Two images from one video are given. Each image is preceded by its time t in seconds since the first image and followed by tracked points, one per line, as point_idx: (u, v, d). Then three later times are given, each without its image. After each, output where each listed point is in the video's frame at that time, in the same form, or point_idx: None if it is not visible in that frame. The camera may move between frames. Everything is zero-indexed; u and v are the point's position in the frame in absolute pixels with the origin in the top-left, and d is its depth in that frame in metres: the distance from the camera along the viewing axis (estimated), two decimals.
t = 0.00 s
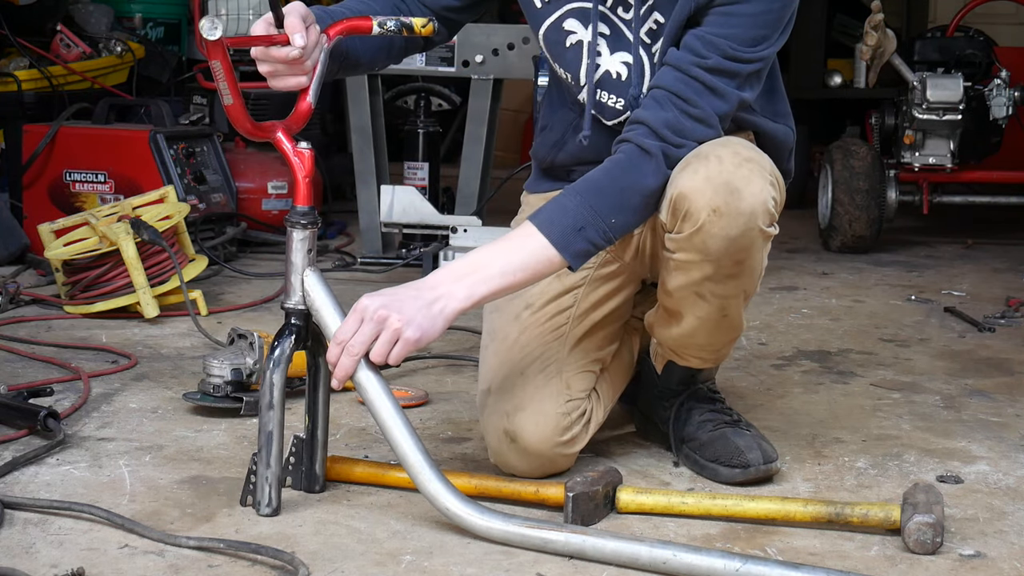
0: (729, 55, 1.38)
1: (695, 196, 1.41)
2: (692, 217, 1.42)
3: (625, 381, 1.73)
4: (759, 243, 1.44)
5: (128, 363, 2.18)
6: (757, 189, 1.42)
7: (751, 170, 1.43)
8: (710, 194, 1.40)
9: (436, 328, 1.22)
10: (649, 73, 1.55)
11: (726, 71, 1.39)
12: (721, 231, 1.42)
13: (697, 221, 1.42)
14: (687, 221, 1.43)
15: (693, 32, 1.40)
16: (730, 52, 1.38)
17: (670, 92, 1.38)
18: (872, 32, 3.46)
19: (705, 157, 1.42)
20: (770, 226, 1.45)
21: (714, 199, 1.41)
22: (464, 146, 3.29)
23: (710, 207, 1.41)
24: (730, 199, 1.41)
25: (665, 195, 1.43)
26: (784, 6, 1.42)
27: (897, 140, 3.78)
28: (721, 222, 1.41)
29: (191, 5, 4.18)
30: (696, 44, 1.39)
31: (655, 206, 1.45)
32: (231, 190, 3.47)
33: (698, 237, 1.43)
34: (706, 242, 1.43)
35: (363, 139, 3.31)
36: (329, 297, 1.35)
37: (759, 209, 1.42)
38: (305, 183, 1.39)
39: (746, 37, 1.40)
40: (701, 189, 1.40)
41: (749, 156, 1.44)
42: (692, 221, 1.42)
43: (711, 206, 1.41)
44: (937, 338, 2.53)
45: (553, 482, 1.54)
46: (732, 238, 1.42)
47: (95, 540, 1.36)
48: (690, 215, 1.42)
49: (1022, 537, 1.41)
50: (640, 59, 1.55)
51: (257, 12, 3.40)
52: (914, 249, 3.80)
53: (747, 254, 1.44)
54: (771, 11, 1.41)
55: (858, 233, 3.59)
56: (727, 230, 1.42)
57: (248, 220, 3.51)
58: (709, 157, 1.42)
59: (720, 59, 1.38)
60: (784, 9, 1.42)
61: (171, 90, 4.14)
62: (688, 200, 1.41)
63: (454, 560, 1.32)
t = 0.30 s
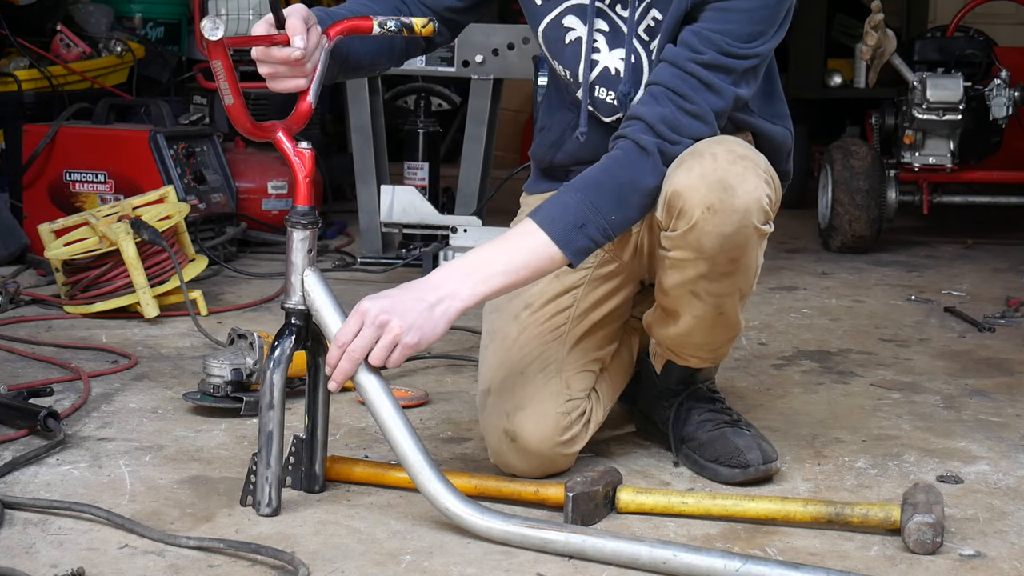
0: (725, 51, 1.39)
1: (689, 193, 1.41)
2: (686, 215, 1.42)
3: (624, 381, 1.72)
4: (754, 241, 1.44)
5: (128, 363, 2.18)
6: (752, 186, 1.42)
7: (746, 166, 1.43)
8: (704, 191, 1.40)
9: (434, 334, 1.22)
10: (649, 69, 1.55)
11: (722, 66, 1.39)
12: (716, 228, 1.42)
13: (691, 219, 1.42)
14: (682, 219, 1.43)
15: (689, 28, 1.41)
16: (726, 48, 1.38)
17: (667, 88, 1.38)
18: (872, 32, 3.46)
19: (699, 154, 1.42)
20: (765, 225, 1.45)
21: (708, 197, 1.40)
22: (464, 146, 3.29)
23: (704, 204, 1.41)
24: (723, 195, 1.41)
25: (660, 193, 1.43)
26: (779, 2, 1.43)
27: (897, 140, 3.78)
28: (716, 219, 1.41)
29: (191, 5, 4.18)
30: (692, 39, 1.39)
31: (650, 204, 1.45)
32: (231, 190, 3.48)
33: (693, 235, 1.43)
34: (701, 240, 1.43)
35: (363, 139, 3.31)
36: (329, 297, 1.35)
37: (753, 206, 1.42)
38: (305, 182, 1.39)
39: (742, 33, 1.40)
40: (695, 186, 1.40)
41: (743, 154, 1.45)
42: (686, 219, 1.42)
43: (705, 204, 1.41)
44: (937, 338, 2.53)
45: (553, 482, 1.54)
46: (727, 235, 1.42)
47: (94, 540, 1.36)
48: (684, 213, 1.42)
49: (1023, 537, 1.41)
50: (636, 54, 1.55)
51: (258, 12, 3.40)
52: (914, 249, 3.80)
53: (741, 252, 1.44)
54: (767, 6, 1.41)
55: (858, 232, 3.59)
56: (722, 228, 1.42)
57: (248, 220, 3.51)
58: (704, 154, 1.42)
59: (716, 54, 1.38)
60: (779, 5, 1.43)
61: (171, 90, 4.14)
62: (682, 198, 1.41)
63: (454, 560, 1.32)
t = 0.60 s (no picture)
0: (728, 49, 1.39)
1: (692, 195, 1.41)
2: (690, 216, 1.42)
3: (625, 381, 1.72)
4: (757, 243, 1.44)
5: (127, 363, 2.18)
6: (755, 189, 1.42)
7: (749, 169, 1.43)
8: (708, 193, 1.40)
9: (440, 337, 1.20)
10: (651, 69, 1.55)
11: (725, 65, 1.39)
12: (719, 230, 1.42)
13: (694, 220, 1.42)
14: (684, 220, 1.43)
15: (693, 27, 1.41)
16: (729, 47, 1.38)
17: (671, 87, 1.38)
18: (872, 32, 3.46)
19: (704, 156, 1.42)
20: (768, 227, 1.45)
21: (711, 199, 1.41)
22: (464, 146, 3.29)
23: (707, 206, 1.41)
24: (727, 198, 1.41)
25: (664, 194, 1.43)
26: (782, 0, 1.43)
27: (897, 140, 3.78)
28: (719, 221, 1.41)
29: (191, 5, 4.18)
30: (695, 38, 1.39)
31: (654, 205, 1.45)
32: (231, 190, 3.48)
33: (696, 237, 1.43)
34: (703, 241, 1.43)
35: (363, 139, 3.31)
36: (329, 297, 1.35)
37: (757, 209, 1.42)
38: (305, 182, 1.39)
39: (745, 32, 1.40)
40: (699, 188, 1.41)
41: (747, 156, 1.45)
42: (689, 220, 1.43)
43: (708, 205, 1.41)
44: (937, 338, 2.53)
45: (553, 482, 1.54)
46: (729, 237, 1.42)
47: (94, 540, 1.36)
48: (687, 214, 1.42)
49: (1022, 537, 1.41)
50: (640, 55, 1.55)
51: (258, 12, 3.40)
52: (914, 249, 3.80)
53: (744, 255, 1.44)
54: (769, 5, 1.41)
55: (858, 232, 3.59)
56: (724, 230, 1.42)
57: (249, 220, 3.51)
58: (708, 156, 1.42)
59: (719, 52, 1.38)
60: (781, 3, 1.43)
61: (171, 90, 4.13)
62: (686, 200, 1.41)
63: (454, 560, 1.32)
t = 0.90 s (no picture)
0: (730, 51, 1.39)
1: (694, 195, 1.41)
2: (692, 216, 1.42)
3: (626, 382, 1.72)
4: (759, 244, 1.44)
5: (128, 363, 2.18)
6: (758, 189, 1.42)
7: (752, 170, 1.43)
8: (711, 193, 1.40)
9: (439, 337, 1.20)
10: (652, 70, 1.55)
11: (726, 67, 1.39)
12: (721, 230, 1.42)
13: (696, 221, 1.42)
14: (687, 220, 1.43)
15: (694, 28, 1.41)
16: (731, 48, 1.39)
17: (673, 89, 1.38)
18: (872, 32, 3.46)
19: (706, 157, 1.42)
20: (770, 228, 1.45)
21: (714, 199, 1.41)
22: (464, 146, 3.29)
23: (710, 207, 1.41)
24: (729, 198, 1.41)
25: (666, 195, 1.44)
26: (784, 1, 1.43)
27: (897, 140, 3.78)
28: (721, 222, 1.41)
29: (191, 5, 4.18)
30: (696, 39, 1.39)
31: (656, 205, 1.45)
32: (231, 190, 3.48)
33: (698, 238, 1.43)
34: (705, 242, 1.43)
35: (363, 139, 3.31)
36: (329, 297, 1.35)
37: (759, 210, 1.42)
38: (305, 183, 1.39)
39: (746, 33, 1.40)
40: (701, 188, 1.40)
41: (749, 156, 1.45)
42: (692, 221, 1.42)
43: (711, 206, 1.41)
44: (937, 338, 2.53)
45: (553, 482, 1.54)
46: (732, 237, 1.42)
47: (95, 541, 1.36)
48: (690, 215, 1.42)
49: (1022, 537, 1.41)
50: (641, 57, 1.55)
51: (258, 12, 3.41)
52: (914, 249, 3.80)
53: (746, 255, 1.44)
54: (770, 7, 1.41)
55: (858, 232, 3.59)
56: (727, 230, 1.42)
57: (249, 220, 3.51)
58: (710, 157, 1.42)
59: (720, 54, 1.38)
60: (783, 4, 1.43)
61: (171, 90, 4.14)
62: (688, 200, 1.41)
63: (454, 560, 1.32)
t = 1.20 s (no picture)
0: (730, 52, 1.39)
1: (695, 195, 1.41)
2: (693, 216, 1.42)
3: (626, 382, 1.72)
4: (759, 244, 1.44)
5: (127, 363, 2.18)
6: (758, 189, 1.42)
7: (752, 169, 1.43)
8: (712, 193, 1.40)
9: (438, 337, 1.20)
10: (652, 71, 1.55)
11: (726, 68, 1.39)
12: (721, 230, 1.42)
13: (697, 221, 1.42)
14: (687, 220, 1.43)
15: (694, 29, 1.41)
16: (731, 49, 1.39)
17: (673, 89, 1.38)
18: (872, 32, 3.46)
19: (706, 156, 1.42)
20: (770, 228, 1.45)
21: (714, 199, 1.40)
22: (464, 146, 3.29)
23: (711, 206, 1.41)
24: (730, 198, 1.41)
25: (666, 195, 1.43)
26: (784, 2, 1.43)
27: (897, 140, 3.78)
28: (722, 222, 1.41)
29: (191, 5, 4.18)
30: (696, 40, 1.39)
31: (656, 205, 1.45)
32: (231, 190, 3.48)
33: (699, 238, 1.43)
34: (706, 242, 1.43)
35: (363, 139, 3.31)
36: (329, 297, 1.35)
37: (760, 210, 1.42)
38: (305, 183, 1.39)
39: (746, 35, 1.40)
40: (702, 188, 1.40)
41: (750, 156, 1.45)
42: (692, 221, 1.42)
43: (712, 206, 1.41)
44: (937, 338, 2.53)
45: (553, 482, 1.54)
46: (732, 237, 1.42)
47: (94, 540, 1.36)
48: (690, 215, 1.42)
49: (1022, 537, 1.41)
50: (641, 57, 1.55)
51: (258, 12, 3.41)
52: (914, 249, 3.80)
53: (747, 255, 1.44)
54: (770, 8, 1.41)
55: (858, 232, 3.59)
56: (727, 230, 1.42)
57: (248, 220, 3.51)
58: (711, 157, 1.42)
59: (720, 55, 1.38)
60: (783, 5, 1.43)
61: (171, 90, 4.14)
62: (689, 200, 1.41)
63: (454, 560, 1.32)
